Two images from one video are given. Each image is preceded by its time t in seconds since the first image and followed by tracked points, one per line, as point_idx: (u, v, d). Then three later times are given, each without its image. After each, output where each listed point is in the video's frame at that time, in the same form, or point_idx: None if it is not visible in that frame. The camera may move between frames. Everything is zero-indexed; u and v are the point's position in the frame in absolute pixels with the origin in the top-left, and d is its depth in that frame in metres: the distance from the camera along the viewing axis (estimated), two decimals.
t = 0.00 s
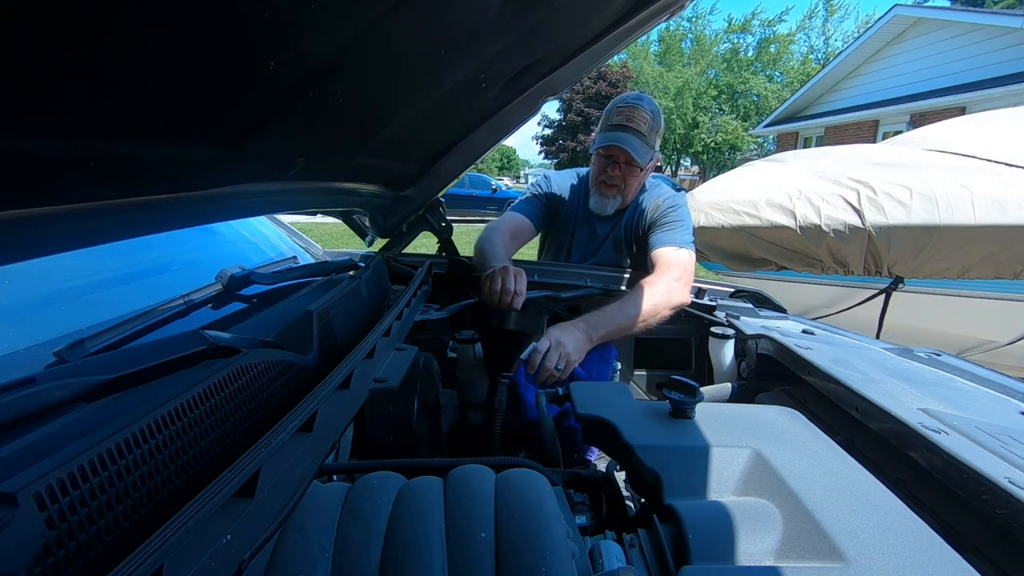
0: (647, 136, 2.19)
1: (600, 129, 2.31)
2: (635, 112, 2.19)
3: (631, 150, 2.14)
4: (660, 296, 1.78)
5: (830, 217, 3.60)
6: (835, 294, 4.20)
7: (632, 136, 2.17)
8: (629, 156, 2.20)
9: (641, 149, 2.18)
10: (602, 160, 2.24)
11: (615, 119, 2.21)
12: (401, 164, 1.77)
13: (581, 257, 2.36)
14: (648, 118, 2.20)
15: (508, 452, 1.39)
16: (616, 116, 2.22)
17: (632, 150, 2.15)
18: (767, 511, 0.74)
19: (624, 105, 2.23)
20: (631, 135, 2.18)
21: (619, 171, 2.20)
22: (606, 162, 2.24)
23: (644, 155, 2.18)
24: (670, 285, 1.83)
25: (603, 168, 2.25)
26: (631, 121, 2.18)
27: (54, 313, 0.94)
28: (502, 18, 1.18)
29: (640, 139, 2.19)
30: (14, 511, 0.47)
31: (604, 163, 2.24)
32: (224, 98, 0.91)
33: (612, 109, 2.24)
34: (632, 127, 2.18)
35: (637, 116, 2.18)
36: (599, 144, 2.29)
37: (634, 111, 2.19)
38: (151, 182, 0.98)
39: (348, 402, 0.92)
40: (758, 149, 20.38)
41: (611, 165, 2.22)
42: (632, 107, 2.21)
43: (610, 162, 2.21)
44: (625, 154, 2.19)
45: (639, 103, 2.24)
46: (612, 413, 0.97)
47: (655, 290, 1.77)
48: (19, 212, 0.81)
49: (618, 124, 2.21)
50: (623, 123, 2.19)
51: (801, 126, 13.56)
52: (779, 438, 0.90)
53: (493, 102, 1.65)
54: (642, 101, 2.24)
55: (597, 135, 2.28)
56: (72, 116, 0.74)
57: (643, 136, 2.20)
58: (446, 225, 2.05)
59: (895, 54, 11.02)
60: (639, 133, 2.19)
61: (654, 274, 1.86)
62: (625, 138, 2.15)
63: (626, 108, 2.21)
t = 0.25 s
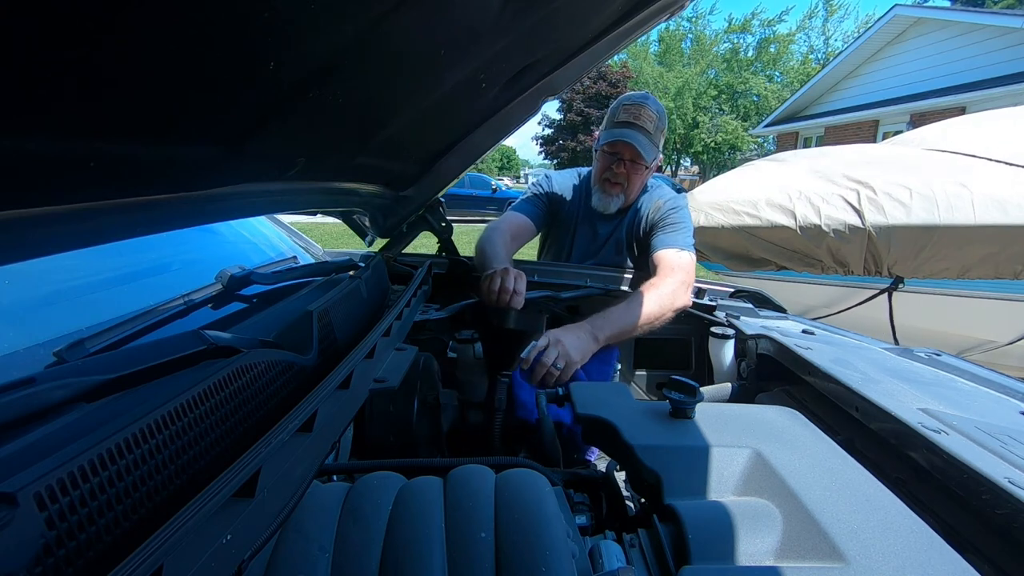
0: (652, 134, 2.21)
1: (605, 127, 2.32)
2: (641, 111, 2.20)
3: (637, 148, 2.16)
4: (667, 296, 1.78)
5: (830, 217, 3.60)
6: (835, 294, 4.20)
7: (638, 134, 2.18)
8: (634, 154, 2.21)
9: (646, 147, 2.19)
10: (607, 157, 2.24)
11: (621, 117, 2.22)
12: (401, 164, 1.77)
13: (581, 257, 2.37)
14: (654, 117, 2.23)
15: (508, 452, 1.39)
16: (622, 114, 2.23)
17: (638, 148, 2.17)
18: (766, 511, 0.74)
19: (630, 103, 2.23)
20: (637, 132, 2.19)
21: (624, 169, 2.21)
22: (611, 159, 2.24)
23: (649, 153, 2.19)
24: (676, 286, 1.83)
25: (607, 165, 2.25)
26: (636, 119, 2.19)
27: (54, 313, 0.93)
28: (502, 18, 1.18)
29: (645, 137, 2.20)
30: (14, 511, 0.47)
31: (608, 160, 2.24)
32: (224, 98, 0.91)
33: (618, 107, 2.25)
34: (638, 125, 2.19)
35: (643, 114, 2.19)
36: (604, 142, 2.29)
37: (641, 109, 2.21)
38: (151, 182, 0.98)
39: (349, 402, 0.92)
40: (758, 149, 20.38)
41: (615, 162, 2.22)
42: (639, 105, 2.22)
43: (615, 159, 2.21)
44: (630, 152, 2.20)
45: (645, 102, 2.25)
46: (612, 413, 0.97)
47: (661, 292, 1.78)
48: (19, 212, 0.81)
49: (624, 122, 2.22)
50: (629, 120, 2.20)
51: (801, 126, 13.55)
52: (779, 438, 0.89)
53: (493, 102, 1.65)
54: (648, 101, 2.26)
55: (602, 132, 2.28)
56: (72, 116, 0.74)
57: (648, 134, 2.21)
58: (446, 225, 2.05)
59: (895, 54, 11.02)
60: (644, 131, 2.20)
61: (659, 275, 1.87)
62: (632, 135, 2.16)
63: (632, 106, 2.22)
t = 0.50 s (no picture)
0: (649, 132, 2.22)
1: (601, 126, 2.32)
2: (638, 109, 2.21)
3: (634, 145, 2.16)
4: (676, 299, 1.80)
5: (830, 217, 3.60)
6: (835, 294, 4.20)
7: (636, 132, 2.19)
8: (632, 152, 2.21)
9: (644, 144, 2.20)
10: (604, 156, 2.25)
11: (619, 115, 2.23)
12: (401, 164, 1.77)
13: (580, 256, 2.36)
14: (650, 115, 2.24)
15: (508, 452, 1.38)
16: (619, 112, 2.23)
17: (635, 146, 2.17)
18: (767, 511, 0.74)
19: (628, 101, 2.24)
20: (634, 130, 2.20)
21: (621, 167, 2.21)
22: (609, 157, 2.24)
23: (646, 151, 2.20)
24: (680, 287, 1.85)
25: (605, 163, 2.25)
26: (633, 117, 2.20)
27: (54, 313, 0.93)
28: (502, 18, 1.18)
29: (643, 135, 2.21)
30: (13, 512, 0.47)
31: (606, 158, 2.25)
32: (224, 98, 0.91)
33: (615, 105, 2.26)
34: (635, 122, 2.20)
35: (640, 112, 2.20)
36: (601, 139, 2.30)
37: (638, 108, 2.21)
38: (152, 182, 0.98)
39: (349, 402, 0.92)
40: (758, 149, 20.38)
41: (613, 161, 2.23)
42: (636, 104, 2.23)
43: (613, 157, 2.21)
44: (627, 150, 2.20)
45: (643, 101, 2.26)
46: (612, 413, 0.97)
47: (667, 298, 1.78)
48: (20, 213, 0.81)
49: (621, 120, 2.22)
50: (626, 118, 2.21)
51: (801, 126, 13.55)
52: (779, 438, 0.90)
53: (493, 102, 1.65)
54: (645, 99, 2.26)
55: (599, 130, 2.29)
56: (72, 116, 0.74)
57: (645, 132, 2.22)
58: (446, 225, 2.05)
59: (895, 54, 11.02)
60: (641, 129, 2.21)
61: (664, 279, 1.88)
62: (629, 133, 2.16)
63: (630, 104, 2.22)
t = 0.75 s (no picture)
0: (647, 131, 2.21)
1: (599, 127, 2.32)
2: (635, 108, 2.20)
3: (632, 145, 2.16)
4: (659, 313, 1.77)
5: (830, 217, 3.60)
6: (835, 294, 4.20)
7: (634, 132, 2.18)
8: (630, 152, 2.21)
9: (642, 143, 2.19)
10: (603, 156, 2.24)
11: (616, 115, 2.22)
12: (401, 164, 1.77)
13: (579, 255, 2.37)
14: (648, 113, 2.23)
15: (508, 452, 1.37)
16: (616, 111, 2.23)
17: (634, 145, 2.17)
18: (767, 511, 0.74)
19: (624, 101, 2.23)
20: (632, 129, 2.20)
21: (620, 167, 2.21)
22: (607, 158, 2.24)
23: (644, 150, 2.20)
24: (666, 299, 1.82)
25: (603, 164, 2.25)
26: (631, 116, 2.19)
27: (54, 313, 0.93)
28: (502, 18, 1.18)
29: (641, 134, 2.21)
30: (13, 511, 0.47)
31: (605, 159, 2.24)
32: (224, 98, 0.91)
33: (612, 104, 2.25)
34: (632, 122, 2.20)
35: (637, 111, 2.19)
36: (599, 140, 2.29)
37: (634, 106, 2.20)
38: (152, 182, 0.98)
39: (349, 402, 0.92)
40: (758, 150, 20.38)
41: (612, 161, 2.22)
42: (632, 103, 2.22)
43: (612, 158, 2.21)
44: (626, 150, 2.20)
45: (639, 99, 2.25)
46: (612, 413, 0.97)
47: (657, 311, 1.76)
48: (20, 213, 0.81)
49: (618, 120, 2.22)
50: (623, 118, 2.20)
51: (801, 126, 13.55)
52: (779, 438, 0.89)
53: (493, 102, 1.65)
54: (641, 97, 2.26)
55: (597, 130, 2.28)
56: (72, 116, 0.74)
57: (643, 130, 2.22)
58: (446, 225, 2.05)
59: (895, 54, 11.02)
60: (639, 128, 2.21)
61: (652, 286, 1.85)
62: (627, 133, 2.16)
63: (626, 103, 2.22)
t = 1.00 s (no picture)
0: (653, 132, 2.21)
1: (605, 128, 2.32)
2: (641, 109, 2.21)
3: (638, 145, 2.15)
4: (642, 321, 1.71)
5: (830, 217, 3.60)
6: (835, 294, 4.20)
7: (640, 132, 2.18)
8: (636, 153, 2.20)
9: (648, 145, 2.19)
10: (608, 157, 2.23)
11: (621, 116, 2.22)
12: (401, 164, 1.77)
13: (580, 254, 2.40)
14: (654, 115, 2.23)
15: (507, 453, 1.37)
16: (622, 113, 2.23)
17: (639, 146, 2.17)
18: (767, 511, 0.74)
19: (630, 102, 2.24)
20: (638, 130, 2.19)
21: (626, 168, 2.19)
22: (613, 159, 2.22)
23: (651, 151, 2.19)
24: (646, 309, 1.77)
25: (609, 165, 2.24)
26: (636, 117, 2.20)
27: (54, 313, 0.93)
28: (502, 18, 1.18)
29: (646, 135, 2.20)
30: (14, 511, 0.47)
31: (610, 160, 2.23)
32: (224, 98, 0.91)
33: (618, 106, 2.26)
34: (638, 123, 2.19)
35: (642, 112, 2.20)
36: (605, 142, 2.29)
37: (640, 108, 2.21)
38: (151, 182, 0.98)
39: (349, 401, 0.92)
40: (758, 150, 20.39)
41: (618, 162, 2.21)
42: (638, 104, 2.23)
43: (617, 159, 2.20)
44: (632, 151, 2.19)
45: (645, 101, 2.26)
46: (612, 413, 0.97)
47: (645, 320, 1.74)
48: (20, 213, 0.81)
49: (624, 121, 2.22)
50: (629, 119, 2.20)
51: (801, 126, 13.55)
52: (779, 438, 0.89)
53: (493, 102, 1.65)
54: (647, 99, 2.26)
55: (603, 132, 2.28)
56: (72, 116, 0.74)
57: (649, 132, 2.21)
58: (446, 225, 2.04)
59: (895, 54, 11.02)
60: (645, 129, 2.20)
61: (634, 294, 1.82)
62: (633, 133, 2.15)
63: (632, 105, 2.22)
